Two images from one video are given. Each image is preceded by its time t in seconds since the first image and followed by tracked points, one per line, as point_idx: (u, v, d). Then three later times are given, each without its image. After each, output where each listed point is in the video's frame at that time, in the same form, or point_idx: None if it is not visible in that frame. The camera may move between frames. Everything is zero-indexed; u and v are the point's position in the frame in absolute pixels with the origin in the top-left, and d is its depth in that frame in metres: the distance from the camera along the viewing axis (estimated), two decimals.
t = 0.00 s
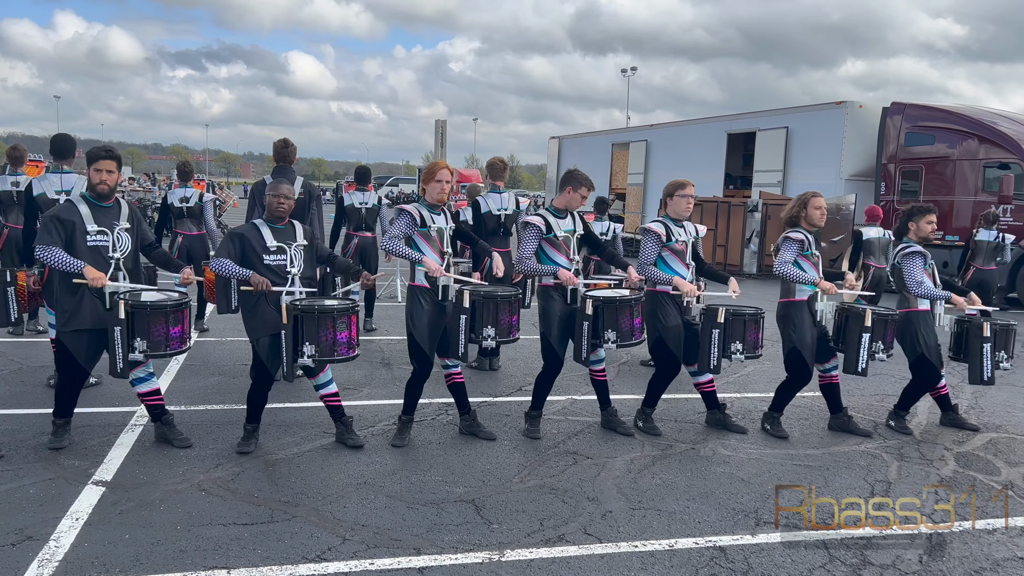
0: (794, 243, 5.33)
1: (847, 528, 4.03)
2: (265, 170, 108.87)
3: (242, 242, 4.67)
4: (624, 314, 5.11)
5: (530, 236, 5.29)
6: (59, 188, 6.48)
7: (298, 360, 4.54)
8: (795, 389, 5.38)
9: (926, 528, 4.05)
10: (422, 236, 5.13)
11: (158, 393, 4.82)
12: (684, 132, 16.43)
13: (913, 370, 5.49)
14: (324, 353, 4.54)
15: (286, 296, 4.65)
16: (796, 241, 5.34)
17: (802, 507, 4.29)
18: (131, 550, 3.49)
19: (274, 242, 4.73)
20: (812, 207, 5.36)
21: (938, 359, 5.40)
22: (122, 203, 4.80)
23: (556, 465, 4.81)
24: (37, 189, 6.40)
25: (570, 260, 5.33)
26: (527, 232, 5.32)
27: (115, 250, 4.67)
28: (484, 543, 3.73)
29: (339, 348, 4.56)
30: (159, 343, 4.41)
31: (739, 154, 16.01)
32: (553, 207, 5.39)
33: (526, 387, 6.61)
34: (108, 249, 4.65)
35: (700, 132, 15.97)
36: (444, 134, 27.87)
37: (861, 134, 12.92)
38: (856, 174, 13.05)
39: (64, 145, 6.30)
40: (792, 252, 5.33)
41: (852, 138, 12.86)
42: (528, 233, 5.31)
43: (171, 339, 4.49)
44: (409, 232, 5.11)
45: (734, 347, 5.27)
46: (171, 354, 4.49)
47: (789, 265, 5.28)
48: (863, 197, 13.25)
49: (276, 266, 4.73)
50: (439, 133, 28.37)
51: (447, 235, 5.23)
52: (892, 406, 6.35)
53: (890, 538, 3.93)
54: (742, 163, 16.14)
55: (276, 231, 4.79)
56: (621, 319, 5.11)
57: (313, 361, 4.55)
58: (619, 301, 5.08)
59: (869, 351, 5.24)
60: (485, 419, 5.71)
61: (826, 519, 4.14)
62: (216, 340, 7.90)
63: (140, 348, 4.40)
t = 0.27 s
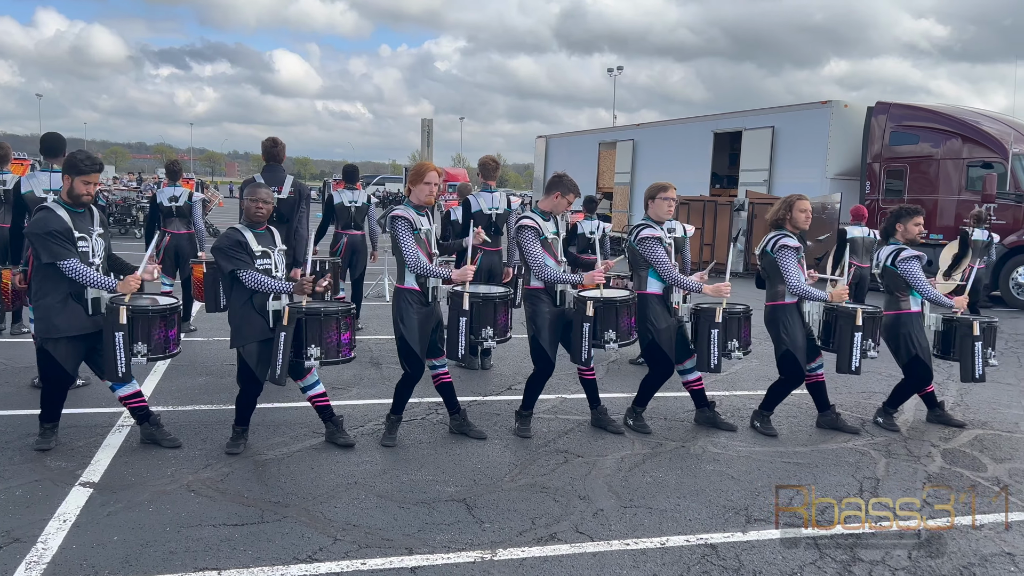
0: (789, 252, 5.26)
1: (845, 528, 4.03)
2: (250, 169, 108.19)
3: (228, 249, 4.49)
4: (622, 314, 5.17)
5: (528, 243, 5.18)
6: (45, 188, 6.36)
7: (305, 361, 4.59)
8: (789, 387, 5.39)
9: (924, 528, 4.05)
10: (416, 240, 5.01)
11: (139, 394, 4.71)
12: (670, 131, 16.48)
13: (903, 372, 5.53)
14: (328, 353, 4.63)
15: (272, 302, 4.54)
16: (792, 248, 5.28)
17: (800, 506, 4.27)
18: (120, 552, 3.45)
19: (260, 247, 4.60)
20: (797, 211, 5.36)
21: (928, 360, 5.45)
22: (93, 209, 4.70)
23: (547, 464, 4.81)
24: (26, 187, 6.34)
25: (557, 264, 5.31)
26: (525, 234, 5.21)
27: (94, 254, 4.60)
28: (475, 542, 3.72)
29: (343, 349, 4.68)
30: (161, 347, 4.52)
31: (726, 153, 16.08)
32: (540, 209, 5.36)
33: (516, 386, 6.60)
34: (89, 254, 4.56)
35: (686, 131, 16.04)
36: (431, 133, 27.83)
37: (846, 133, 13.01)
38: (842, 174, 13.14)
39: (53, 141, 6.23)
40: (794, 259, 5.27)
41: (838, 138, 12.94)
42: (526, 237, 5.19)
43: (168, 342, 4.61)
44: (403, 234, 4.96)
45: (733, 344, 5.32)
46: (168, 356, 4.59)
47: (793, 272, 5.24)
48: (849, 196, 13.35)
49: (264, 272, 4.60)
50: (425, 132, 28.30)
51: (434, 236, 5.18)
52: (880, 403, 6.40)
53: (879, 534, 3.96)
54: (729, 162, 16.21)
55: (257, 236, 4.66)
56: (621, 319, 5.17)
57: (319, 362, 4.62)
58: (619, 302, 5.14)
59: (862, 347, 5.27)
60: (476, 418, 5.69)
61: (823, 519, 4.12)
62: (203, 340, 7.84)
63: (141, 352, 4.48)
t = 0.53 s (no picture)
0: (768, 251, 5.36)
1: (849, 529, 3.99)
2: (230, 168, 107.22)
3: (212, 248, 4.41)
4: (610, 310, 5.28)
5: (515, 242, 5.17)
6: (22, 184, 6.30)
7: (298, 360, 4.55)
8: (769, 383, 5.44)
9: (927, 529, 4.00)
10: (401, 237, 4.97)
11: (123, 393, 4.65)
12: (653, 130, 16.54)
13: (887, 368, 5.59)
14: (321, 352, 4.60)
15: (258, 300, 4.52)
16: (771, 246, 5.36)
17: (802, 507, 4.24)
18: (106, 552, 3.40)
19: (244, 245, 4.56)
20: (780, 207, 5.39)
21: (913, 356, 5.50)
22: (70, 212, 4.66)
23: (535, 461, 4.81)
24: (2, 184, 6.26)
25: (546, 265, 5.26)
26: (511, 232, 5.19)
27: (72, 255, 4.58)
28: (465, 540, 3.71)
29: (336, 345, 4.67)
30: (149, 346, 4.49)
31: (708, 152, 16.16)
32: (529, 207, 5.33)
33: (503, 384, 6.59)
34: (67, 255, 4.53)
35: (669, 130, 16.10)
36: (413, 132, 27.74)
37: (827, 132, 13.13)
38: (823, 172, 13.27)
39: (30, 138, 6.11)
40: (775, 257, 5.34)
41: (819, 135, 13.07)
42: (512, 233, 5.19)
43: (153, 341, 4.57)
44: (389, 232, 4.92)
45: (726, 338, 5.33)
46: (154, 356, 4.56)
47: (774, 267, 5.32)
48: (829, 195, 13.48)
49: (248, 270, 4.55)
50: (407, 131, 28.20)
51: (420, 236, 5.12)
52: (863, 399, 6.47)
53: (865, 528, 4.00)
54: (711, 161, 16.30)
55: (241, 233, 4.63)
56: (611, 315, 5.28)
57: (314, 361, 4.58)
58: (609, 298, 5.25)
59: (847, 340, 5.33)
60: (463, 416, 5.67)
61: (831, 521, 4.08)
62: (186, 339, 7.75)
63: (129, 351, 4.44)
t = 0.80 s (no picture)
0: (738, 232, 5.42)
1: (846, 528, 3.97)
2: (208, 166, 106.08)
3: (189, 232, 4.47)
4: (590, 305, 5.20)
5: (490, 230, 5.23)
6: None
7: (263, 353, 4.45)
8: (745, 371, 5.53)
9: (927, 528, 3.97)
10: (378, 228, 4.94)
11: (101, 389, 4.62)
12: (633, 128, 16.61)
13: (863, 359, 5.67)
14: (288, 346, 4.45)
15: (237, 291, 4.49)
16: (740, 229, 5.42)
17: (803, 507, 4.22)
18: (87, 553, 3.35)
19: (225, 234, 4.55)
20: (761, 193, 5.45)
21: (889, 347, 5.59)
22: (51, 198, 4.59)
23: (520, 458, 4.81)
24: None
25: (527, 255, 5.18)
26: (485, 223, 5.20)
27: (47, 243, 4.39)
28: (451, 537, 3.70)
29: (304, 341, 4.51)
30: (109, 336, 4.42)
31: (687, 151, 16.26)
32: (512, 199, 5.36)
33: (486, 382, 6.59)
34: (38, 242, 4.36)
35: (649, 129, 16.18)
36: (393, 131, 27.63)
37: (805, 131, 13.27)
38: (801, 171, 13.40)
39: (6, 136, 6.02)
40: (738, 244, 5.42)
41: (797, 134, 13.19)
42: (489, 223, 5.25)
43: (117, 330, 4.51)
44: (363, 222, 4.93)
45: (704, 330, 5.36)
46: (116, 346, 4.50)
47: (738, 257, 5.40)
48: (808, 193, 13.61)
49: (226, 260, 4.53)
50: (387, 130, 28.08)
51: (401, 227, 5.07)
52: (842, 394, 6.55)
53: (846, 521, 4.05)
54: (691, 159, 16.40)
55: (224, 221, 4.63)
56: (588, 310, 5.19)
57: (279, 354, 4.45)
58: (587, 293, 5.18)
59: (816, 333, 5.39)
60: (448, 414, 5.66)
61: (826, 519, 4.07)
62: (165, 339, 7.67)
63: (87, 342, 4.38)
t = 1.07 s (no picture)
0: (713, 231, 5.61)
1: (846, 528, 3.98)
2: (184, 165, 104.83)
3: (178, 229, 4.46)
4: (552, 309, 5.09)
5: (467, 223, 5.31)
6: None
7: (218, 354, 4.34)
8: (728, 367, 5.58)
9: (926, 528, 3.98)
10: (359, 225, 5.00)
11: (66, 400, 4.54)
12: (613, 127, 16.66)
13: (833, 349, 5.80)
14: (243, 349, 4.29)
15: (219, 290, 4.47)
16: (715, 229, 5.60)
17: (802, 507, 4.23)
18: (62, 558, 3.28)
19: (213, 231, 4.52)
20: (752, 195, 5.48)
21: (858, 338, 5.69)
22: (44, 193, 4.53)
23: (501, 458, 4.80)
24: None
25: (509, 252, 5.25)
26: (462, 218, 5.33)
27: (27, 242, 4.36)
28: (432, 538, 3.68)
29: (262, 346, 4.29)
30: (52, 344, 4.12)
31: (667, 150, 16.33)
32: (502, 198, 5.41)
33: (466, 382, 6.57)
34: (19, 241, 4.34)
35: (628, 128, 16.23)
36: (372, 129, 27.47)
37: (783, 130, 13.39)
38: (779, 169, 13.52)
39: None
40: (708, 240, 5.65)
41: (775, 133, 13.30)
42: (466, 218, 5.32)
43: (67, 338, 4.17)
44: (341, 218, 5.02)
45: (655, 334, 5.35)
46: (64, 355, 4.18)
47: (701, 252, 5.62)
48: (786, 191, 13.74)
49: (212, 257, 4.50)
50: (366, 128, 27.90)
51: (389, 225, 5.07)
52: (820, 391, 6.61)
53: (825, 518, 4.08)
54: (670, 158, 16.47)
55: (218, 219, 4.60)
56: (550, 314, 5.09)
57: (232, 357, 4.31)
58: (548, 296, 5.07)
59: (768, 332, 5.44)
60: (427, 414, 5.63)
61: (827, 520, 4.07)
62: (142, 339, 7.56)
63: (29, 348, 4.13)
